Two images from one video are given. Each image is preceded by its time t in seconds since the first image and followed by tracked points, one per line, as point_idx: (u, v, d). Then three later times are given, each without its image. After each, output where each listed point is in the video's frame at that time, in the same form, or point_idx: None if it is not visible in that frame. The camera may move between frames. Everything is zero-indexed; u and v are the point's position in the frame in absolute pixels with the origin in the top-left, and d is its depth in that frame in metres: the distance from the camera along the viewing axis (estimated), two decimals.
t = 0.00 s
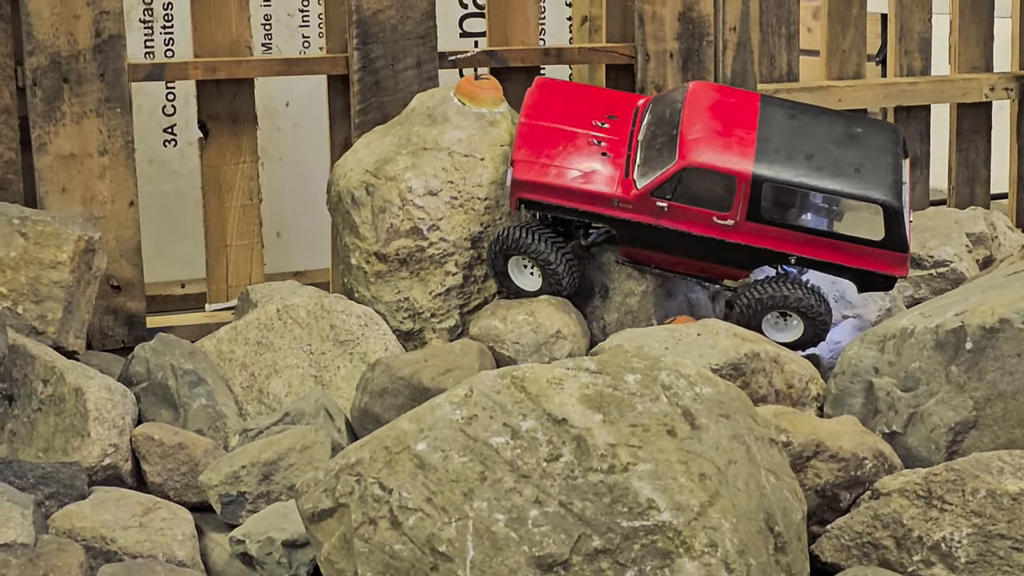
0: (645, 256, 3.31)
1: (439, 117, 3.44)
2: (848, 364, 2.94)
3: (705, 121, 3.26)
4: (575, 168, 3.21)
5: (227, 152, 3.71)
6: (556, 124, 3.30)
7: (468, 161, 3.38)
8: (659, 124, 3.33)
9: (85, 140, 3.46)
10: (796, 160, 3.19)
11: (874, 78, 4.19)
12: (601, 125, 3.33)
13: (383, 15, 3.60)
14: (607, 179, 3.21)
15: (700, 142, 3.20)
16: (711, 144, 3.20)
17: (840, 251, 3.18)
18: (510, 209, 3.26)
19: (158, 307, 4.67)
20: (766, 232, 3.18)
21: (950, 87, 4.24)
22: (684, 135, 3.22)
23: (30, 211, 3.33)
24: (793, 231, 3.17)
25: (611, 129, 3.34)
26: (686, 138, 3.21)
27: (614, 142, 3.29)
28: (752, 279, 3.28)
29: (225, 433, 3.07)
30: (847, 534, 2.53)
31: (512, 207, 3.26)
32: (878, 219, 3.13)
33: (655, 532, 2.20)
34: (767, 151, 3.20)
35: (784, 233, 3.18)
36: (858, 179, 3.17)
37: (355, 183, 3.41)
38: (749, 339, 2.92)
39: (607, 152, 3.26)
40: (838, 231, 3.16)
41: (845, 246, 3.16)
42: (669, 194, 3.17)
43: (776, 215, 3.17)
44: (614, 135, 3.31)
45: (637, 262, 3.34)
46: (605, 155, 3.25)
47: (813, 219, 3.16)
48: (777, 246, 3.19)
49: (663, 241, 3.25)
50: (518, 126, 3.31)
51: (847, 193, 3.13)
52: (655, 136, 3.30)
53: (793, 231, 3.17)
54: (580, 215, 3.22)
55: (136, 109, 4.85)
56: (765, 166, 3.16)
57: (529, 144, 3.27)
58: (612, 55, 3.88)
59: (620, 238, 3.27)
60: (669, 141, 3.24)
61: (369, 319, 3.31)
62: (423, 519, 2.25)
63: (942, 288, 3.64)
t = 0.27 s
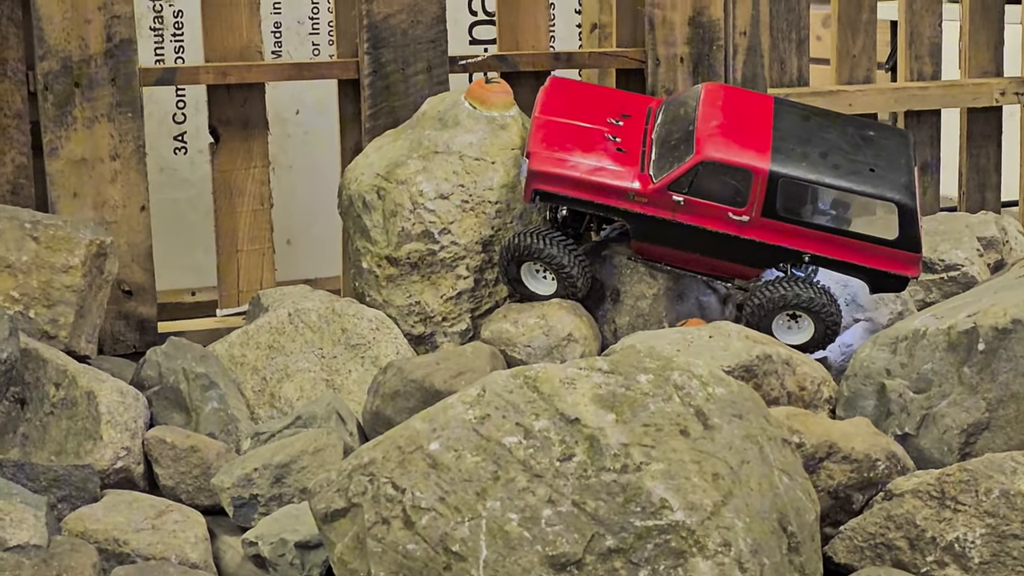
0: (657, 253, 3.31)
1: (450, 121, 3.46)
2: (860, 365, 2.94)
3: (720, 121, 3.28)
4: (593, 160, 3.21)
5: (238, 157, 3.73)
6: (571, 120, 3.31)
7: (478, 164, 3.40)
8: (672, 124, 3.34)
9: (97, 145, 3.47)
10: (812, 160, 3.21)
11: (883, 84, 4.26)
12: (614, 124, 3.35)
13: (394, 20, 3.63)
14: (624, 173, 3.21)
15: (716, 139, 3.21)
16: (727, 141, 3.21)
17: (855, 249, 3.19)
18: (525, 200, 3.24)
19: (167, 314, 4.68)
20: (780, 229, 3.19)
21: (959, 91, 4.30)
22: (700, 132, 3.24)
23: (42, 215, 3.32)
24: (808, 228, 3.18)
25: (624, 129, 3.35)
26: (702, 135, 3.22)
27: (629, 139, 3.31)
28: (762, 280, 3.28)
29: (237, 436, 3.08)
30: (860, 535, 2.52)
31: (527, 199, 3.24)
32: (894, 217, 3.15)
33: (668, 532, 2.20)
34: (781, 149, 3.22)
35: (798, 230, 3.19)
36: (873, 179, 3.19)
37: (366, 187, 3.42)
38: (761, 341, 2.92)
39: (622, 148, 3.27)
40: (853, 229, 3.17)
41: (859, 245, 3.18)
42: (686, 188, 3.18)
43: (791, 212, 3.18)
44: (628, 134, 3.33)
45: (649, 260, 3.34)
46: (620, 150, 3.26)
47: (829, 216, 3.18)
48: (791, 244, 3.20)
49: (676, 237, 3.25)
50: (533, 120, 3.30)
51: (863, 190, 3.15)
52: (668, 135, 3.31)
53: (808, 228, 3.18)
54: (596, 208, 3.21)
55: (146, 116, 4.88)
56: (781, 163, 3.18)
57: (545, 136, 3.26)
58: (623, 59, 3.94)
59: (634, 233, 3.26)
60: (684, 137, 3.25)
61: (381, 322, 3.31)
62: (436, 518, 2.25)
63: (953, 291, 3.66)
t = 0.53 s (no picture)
0: (665, 258, 3.32)
1: (458, 127, 3.46)
2: (870, 370, 2.94)
3: (729, 126, 3.28)
4: (601, 166, 3.21)
5: (247, 163, 3.74)
6: (580, 125, 3.31)
7: (487, 169, 3.40)
8: (681, 128, 3.34)
9: (106, 151, 3.48)
10: (821, 166, 3.21)
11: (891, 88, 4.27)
12: (623, 128, 3.35)
13: (402, 25, 3.63)
14: (633, 180, 3.21)
15: (725, 145, 3.21)
16: (736, 147, 3.21)
17: (862, 256, 3.19)
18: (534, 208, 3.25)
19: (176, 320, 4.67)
20: (788, 236, 3.20)
21: (968, 96, 4.31)
22: (709, 138, 3.24)
23: (51, 221, 3.32)
24: (816, 235, 3.19)
25: (634, 133, 3.35)
26: (711, 142, 3.22)
27: (637, 145, 3.31)
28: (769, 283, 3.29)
29: (246, 442, 3.07)
30: (870, 540, 2.52)
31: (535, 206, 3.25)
32: (902, 225, 3.15)
33: (680, 537, 2.19)
34: (790, 155, 3.22)
35: (806, 236, 3.19)
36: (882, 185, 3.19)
37: (374, 192, 3.42)
38: (771, 345, 2.92)
39: (631, 154, 3.27)
40: (861, 236, 3.17)
41: (867, 252, 3.18)
42: (694, 195, 3.18)
43: (799, 219, 3.18)
44: (637, 138, 3.33)
45: (657, 265, 3.36)
46: (629, 156, 3.26)
47: (837, 223, 3.18)
48: (799, 250, 3.21)
49: (684, 243, 3.26)
50: (542, 126, 3.30)
51: (872, 198, 3.15)
52: (677, 140, 3.31)
53: (817, 235, 3.18)
54: (604, 215, 3.22)
55: (154, 122, 4.87)
56: (789, 170, 3.18)
57: (554, 142, 3.26)
58: (630, 65, 3.93)
59: (642, 239, 3.27)
60: (693, 143, 3.25)
61: (389, 328, 3.32)
62: (447, 524, 2.25)
63: (962, 296, 3.67)
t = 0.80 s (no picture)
0: (668, 253, 3.32)
1: (461, 121, 3.46)
2: (874, 363, 2.95)
3: (732, 121, 3.27)
4: (605, 160, 3.21)
5: (249, 158, 3.73)
6: (584, 118, 3.30)
7: (490, 164, 3.39)
8: (685, 123, 3.33)
9: (108, 146, 3.48)
10: (824, 161, 3.20)
11: (894, 82, 4.27)
12: (627, 122, 3.34)
13: (404, 20, 3.63)
14: (636, 175, 3.20)
15: (728, 140, 3.21)
16: (739, 141, 3.20)
17: (865, 251, 3.19)
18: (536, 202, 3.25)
19: (177, 315, 4.68)
20: (791, 230, 3.19)
21: (971, 89, 4.31)
22: (712, 133, 3.23)
23: (54, 217, 3.32)
24: (820, 230, 3.18)
25: (637, 128, 3.35)
26: (714, 136, 3.22)
27: (640, 138, 3.30)
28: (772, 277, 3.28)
29: (250, 437, 3.07)
30: (876, 533, 2.52)
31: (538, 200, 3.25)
32: (905, 221, 3.14)
33: (685, 530, 2.19)
34: (794, 150, 3.21)
35: (809, 231, 3.19)
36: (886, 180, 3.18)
37: (378, 187, 3.42)
38: (775, 339, 2.91)
39: (635, 148, 3.27)
40: (865, 231, 3.17)
41: (870, 247, 3.18)
42: (697, 189, 3.18)
43: (803, 214, 3.18)
44: (640, 133, 3.32)
45: (660, 260, 3.35)
46: (632, 150, 3.26)
47: (841, 218, 3.17)
48: (802, 245, 3.21)
49: (687, 237, 3.25)
50: (545, 120, 3.30)
51: (876, 194, 3.14)
52: (681, 134, 3.31)
53: (820, 230, 3.18)
54: (607, 209, 3.22)
55: (156, 119, 4.87)
56: (793, 164, 3.17)
57: (558, 135, 3.25)
58: (633, 58, 3.94)
59: (644, 233, 3.27)
60: (697, 138, 3.24)
61: (392, 322, 3.30)
62: (452, 517, 2.24)
63: (967, 290, 3.67)
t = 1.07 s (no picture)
0: (668, 245, 3.32)
1: (463, 116, 3.46)
2: (877, 358, 2.95)
3: (735, 115, 3.27)
4: (608, 152, 3.20)
5: (250, 153, 3.72)
6: (586, 111, 3.30)
7: (492, 159, 3.39)
8: (688, 116, 3.33)
9: (110, 142, 3.48)
10: (827, 156, 3.20)
11: (895, 77, 4.27)
12: (629, 115, 3.34)
13: (405, 15, 3.63)
14: (639, 166, 3.20)
15: (731, 134, 3.21)
16: (743, 135, 3.20)
17: (866, 247, 3.19)
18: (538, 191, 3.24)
19: (178, 311, 4.68)
20: (793, 224, 3.19)
21: (972, 84, 4.31)
22: (716, 126, 3.23)
23: (56, 213, 3.32)
24: (821, 225, 3.18)
25: (639, 120, 3.35)
26: (718, 129, 3.22)
27: (643, 131, 3.30)
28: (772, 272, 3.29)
29: (252, 432, 3.07)
30: (878, 527, 2.52)
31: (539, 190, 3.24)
32: (906, 217, 3.15)
33: (688, 524, 2.19)
34: (797, 144, 3.22)
35: (810, 226, 3.19)
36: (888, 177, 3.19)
37: (379, 182, 3.42)
38: (777, 333, 2.91)
39: (637, 140, 3.26)
40: (866, 227, 3.17)
41: (871, 243, 3.18)
42: (699, 182, 3.17)
43: (804, 208, 3.18)
44: (643, 126, 3.32)
45: (660, 253, 3.35)
46: (635, 142, 3.25)
47: (842, 214, 3.18)
48: (803, 239, 3.21)
49: (687, 228, 3.25)
50: (548, 110, 3.29)
51: (878, 189, 3.14)
52: (684, 127, 3.30)
53: (821, 225, 3.18)
54: (608, 200, 3.21)
55: (158, 115, 4.86)
56: (796, 159, 3.17)
57: (562, 126, 3.25)
58: (634, 53, 3.93)
59: (645, 224, 3.26)
60: (700, 130, 3.24)
61: (394, 318, 3.31)
62: (454, 511, 2.24)
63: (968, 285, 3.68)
